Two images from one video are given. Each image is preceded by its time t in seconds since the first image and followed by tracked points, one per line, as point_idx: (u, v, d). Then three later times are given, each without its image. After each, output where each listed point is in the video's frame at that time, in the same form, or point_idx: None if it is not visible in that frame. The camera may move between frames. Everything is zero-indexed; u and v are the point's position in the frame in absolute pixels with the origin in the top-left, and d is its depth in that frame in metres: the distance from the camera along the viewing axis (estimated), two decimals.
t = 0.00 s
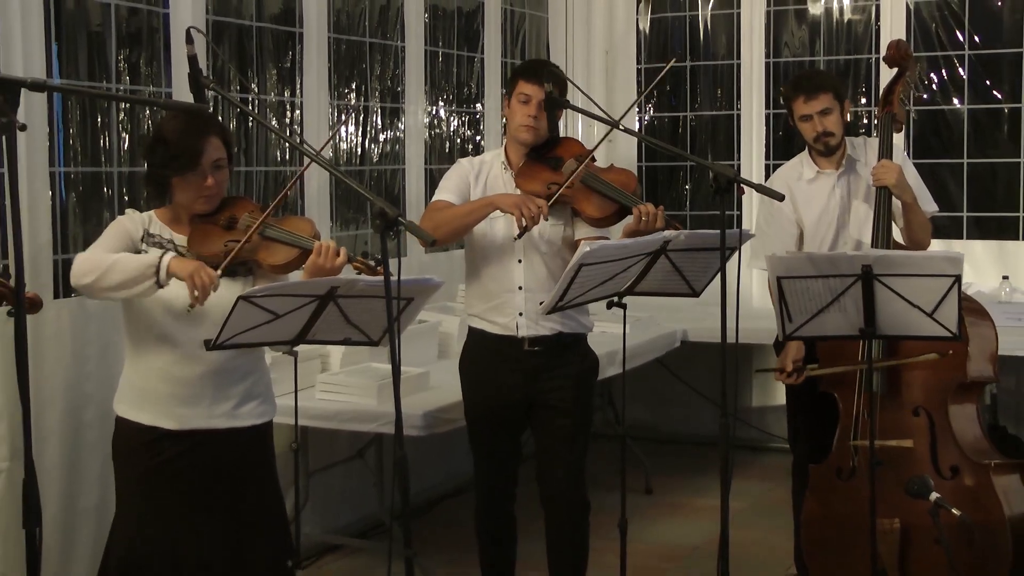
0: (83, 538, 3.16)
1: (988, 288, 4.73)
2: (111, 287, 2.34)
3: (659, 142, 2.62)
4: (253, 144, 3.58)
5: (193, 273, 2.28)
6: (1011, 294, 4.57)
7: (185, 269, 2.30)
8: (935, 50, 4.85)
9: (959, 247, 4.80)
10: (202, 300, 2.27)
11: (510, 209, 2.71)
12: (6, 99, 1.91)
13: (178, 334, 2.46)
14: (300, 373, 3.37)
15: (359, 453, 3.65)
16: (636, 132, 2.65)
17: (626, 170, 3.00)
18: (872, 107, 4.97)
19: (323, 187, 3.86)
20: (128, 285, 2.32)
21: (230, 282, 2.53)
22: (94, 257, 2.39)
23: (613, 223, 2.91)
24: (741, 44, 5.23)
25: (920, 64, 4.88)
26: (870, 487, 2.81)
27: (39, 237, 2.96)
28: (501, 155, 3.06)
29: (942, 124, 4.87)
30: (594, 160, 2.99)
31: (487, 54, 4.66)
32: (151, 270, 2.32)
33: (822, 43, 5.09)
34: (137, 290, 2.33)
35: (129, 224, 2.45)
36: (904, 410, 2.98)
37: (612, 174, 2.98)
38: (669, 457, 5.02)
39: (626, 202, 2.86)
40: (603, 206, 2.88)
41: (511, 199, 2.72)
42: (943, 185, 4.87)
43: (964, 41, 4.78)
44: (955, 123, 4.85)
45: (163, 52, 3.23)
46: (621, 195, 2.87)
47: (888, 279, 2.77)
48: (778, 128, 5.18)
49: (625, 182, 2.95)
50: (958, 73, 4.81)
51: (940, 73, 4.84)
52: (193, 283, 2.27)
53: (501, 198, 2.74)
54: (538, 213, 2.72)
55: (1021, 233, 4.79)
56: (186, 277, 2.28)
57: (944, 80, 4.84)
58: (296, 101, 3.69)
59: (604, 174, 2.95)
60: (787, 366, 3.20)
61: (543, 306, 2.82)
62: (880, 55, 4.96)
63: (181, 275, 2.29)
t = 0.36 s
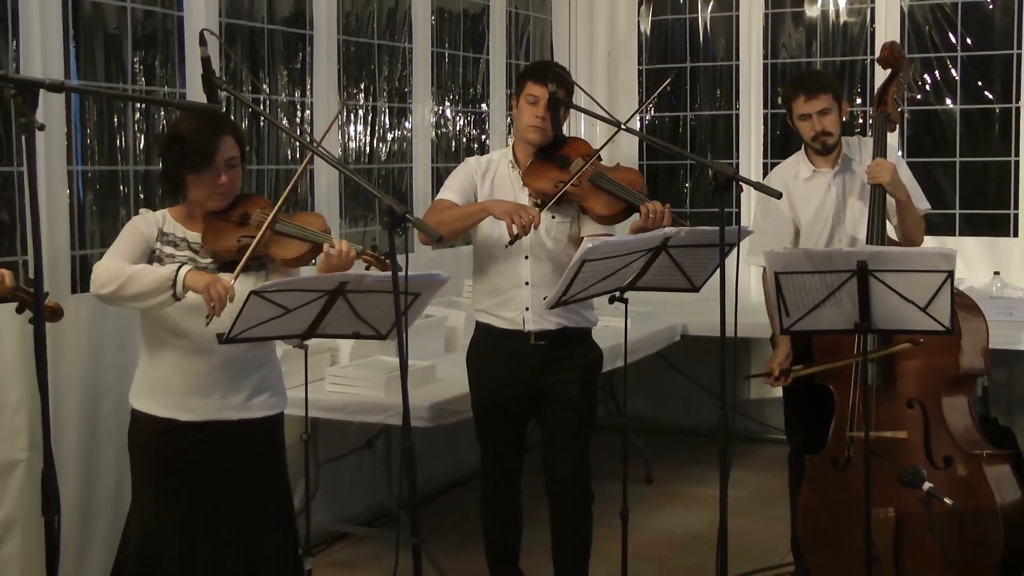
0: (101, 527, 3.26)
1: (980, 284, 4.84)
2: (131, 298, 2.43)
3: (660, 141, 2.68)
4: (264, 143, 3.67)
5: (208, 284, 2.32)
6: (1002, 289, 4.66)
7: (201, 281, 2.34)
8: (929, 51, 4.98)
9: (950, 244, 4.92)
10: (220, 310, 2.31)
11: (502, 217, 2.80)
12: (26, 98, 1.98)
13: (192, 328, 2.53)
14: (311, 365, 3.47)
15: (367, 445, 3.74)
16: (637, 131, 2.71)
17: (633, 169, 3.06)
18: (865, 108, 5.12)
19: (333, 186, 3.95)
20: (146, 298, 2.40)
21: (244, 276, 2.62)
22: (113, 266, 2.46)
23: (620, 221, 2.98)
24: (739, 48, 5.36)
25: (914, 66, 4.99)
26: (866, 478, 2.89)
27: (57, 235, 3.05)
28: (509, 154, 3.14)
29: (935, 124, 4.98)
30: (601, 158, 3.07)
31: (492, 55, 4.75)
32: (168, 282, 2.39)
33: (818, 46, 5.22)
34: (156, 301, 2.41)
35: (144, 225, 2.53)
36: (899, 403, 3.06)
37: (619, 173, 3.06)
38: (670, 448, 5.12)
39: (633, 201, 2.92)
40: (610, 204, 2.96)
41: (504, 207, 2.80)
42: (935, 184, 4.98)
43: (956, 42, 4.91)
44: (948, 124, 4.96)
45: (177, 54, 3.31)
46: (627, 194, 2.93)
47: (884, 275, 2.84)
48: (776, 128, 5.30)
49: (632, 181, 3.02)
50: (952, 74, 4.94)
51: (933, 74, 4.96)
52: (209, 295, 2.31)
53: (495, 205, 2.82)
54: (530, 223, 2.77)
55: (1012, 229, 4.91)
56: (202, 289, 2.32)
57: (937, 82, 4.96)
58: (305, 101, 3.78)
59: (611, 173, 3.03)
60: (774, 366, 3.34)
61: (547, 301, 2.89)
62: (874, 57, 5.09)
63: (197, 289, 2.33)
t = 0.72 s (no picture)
0: (117, 511, 3.36)
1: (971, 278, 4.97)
2: (148, 285, 2.50)
3: (661, 139, 2.73)
4: (275, 140, 3.76)
5: (223, 269, 2.43)
6: (993, 283, 4.75)
7: (216, 267, 2.45)
8: (922, 51, 5.11)
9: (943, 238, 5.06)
10: (233, 295, 2.42)
11: (523, 194, 2.89)
12: (44, 97, 1.96)
13: (204, 318, 2.60)
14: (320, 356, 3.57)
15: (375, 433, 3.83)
16: (638, 127, 2.77)
17: (631, 165, 3.16)
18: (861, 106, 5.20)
19: (342, 182, 4.05)
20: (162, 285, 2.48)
21: (254, 271, 2.70)
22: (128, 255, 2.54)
23: (616, 216, 3.08)
24: (737, 47, 5.45)
25: (907, 65, 5.15)
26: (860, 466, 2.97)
27: (74, 230, 3.15)
28: (514, 150, 3.24)
29: (929, 122, 5.15)
30: (602, 155, 3.15)
31: (496, 53, 4.84)
32: (184, 268, 2.48)
33: (814, 45, 5.31)
34: (172, 288, 2.49)
35: (159, 220, 2.61)
36: (892, 392, 3.15)
37: (618, 169, 3.16)
38: (669, 437, 5.22)
39: (631, 194, 3.04)
40: (609, 199, 3.05)
41: (524, 184, 2.90)
42: (928, 180, 5.14)
43: (949, 42, 5.07)
44: (942, 121, 5.13)
45: (191, 53, 3.41)
46: (625, 189, 3.05)
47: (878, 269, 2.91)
48: (773, 125, 5.41)
49: (630, 177, 3.13)
50: (945, 74, 5.09)
51: (925, 73, 5.11)
52: (223, 280, 2.42)
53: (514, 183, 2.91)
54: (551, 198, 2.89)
55: (1002, 224, 5.06)
56: (217, 274, 2.43)
57: (931, 80, 5.11)
58: (315, 99, 3.87)
59: (608, 168, 3.12)
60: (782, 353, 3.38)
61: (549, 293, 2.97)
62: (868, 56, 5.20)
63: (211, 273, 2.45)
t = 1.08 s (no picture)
0: (134, 501, 3.46)
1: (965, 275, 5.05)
2: (157, 259, 2.58)
3: (661, 140, 2.79)
4: (286, 140, 3.85)
5: (230, 243, 2.51)
6: (985, 280, 4.82)
7: (224, 239, 2.53)
8: (916, 54, 5.19)
9: (937, 237, 5.16)
10: (238, 266, 2.50)
11: (506, 207, 2.97)
12: (62, 100, 2.05)
13: (218, 315, 2.69)
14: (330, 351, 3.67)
15: (384, 426, 3.93)
16: (639, 129, 2.82)
17: (633, 165, 3.23)
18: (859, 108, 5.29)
19: (351, 182, 4.14)
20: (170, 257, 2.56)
21: (266, 268, 2.75)
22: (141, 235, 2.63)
23: (617, 214, 3.15)
24: (737, 50, 5.54)
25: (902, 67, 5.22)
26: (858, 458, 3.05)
27: (91, 228, 3.24)
28: (519, 150, 3.32)
29: (922, 123, 5.23)
30: (604, 155, 3.23)
31: (503, 56, 4.93)
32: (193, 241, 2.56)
33: (812, 48, 5.40)
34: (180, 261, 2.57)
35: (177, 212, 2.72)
36: (891, 385, 3.21)
37: (619, 168, 3.23)
38: (671, 430, 5.31)
39: (631, 194, 3.10)
40: (610, 198, 3.12)
41: (509, 198, 2.97)
42: (922, 179, 5.23)
43: (942, 46, 5.14)
44: (935, 122, 5.21)
45: (205, 57, 3.51)
46: (626, 188, 3.12)
47: (874, 267, 2.98)
48: (771, 126, 5.50)
49: (631, 177, 3.19)
50: (938, 76, 5.17)
51: (920, 76, 5.19)
52: (230, 252, 2.50)
53: (499, 195, 3.01)
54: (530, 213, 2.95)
55: (995, 223, 5.15)
56: (225, 246, 2.51)
57: (925, 83, 5.20)
58: (325, 101, 3.96)
59: (611, 168, 3.19)
60: (775, 359, 3.46)
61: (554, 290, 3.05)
62: (864, 58, 5.29)
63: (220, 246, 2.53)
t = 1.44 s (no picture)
0: (150, 493, 3.56)
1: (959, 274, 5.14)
2: (174, 277, 2.66)
3: (665, 142, 2.86)
4: (298, 142, 3.94)
5: (244, 263, 2.56)
6: (977, 279, 4.89)
7: (238, 259, 2.58)
8: (911, 59, 5.28)
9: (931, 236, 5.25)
10: (253, 285, 2.55)
11: (524, 191, 3.05)
12: (82, 103, 2.08)
13: (232, 312, 2.78)
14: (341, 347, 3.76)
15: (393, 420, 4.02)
16: (641, 131, 2.90)
17: (630, 165, 3.32)
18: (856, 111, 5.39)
19: (361, 183, 4.24)
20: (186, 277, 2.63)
21: (278, 267, 2.84)
22: (160, 248, 2.70)
23: (613, 214, 3.24)
24: (737, 55, 5.65)
25: (897, 71, 5.31)
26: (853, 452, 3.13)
27: (109, 228, 3.34)
28: (522, 152, 3.42)
29: (916, 124, 5.32)
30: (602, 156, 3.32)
31: (509, 61, 5.03)
32: (208, 261, 2.62)
33: (810, 52, 5.49)
34: (196, 280, 2.64)
35: (189, 217, 2.80)
36: (885, 382, 3.31)
37: (617, 169, 3.31)
38: (673, 425, 5.41)
39: (627, 192, 3.19)
40: (608, 197, 3.20)
41: (526, 183, 3.06)
42: (916, 180, 5.32)
43: (936, 50, 5.23)
44: (929, 125, 5.29)
45: (219, 61, 3.60)
46: (623, 187, 3.20)
47: (870, 265, 3.05)
48: (770, 128, 5.59)
49: (628, 177, 3.28)
50: (932, 80, 5.26)
51: (915, 79, 5.28)
52: (244, 271, 2.55)
53: (516, 183, 3.08)
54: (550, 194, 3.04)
55: (987, 223, 5.24)
56: (239, 266, 2.56)
57: (920, 87, 5.28)
58: (336, 104, 4.06)
59: (608, 168, 3.27)
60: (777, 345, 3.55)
61: (557, 288, 3.13)
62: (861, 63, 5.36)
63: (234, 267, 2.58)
